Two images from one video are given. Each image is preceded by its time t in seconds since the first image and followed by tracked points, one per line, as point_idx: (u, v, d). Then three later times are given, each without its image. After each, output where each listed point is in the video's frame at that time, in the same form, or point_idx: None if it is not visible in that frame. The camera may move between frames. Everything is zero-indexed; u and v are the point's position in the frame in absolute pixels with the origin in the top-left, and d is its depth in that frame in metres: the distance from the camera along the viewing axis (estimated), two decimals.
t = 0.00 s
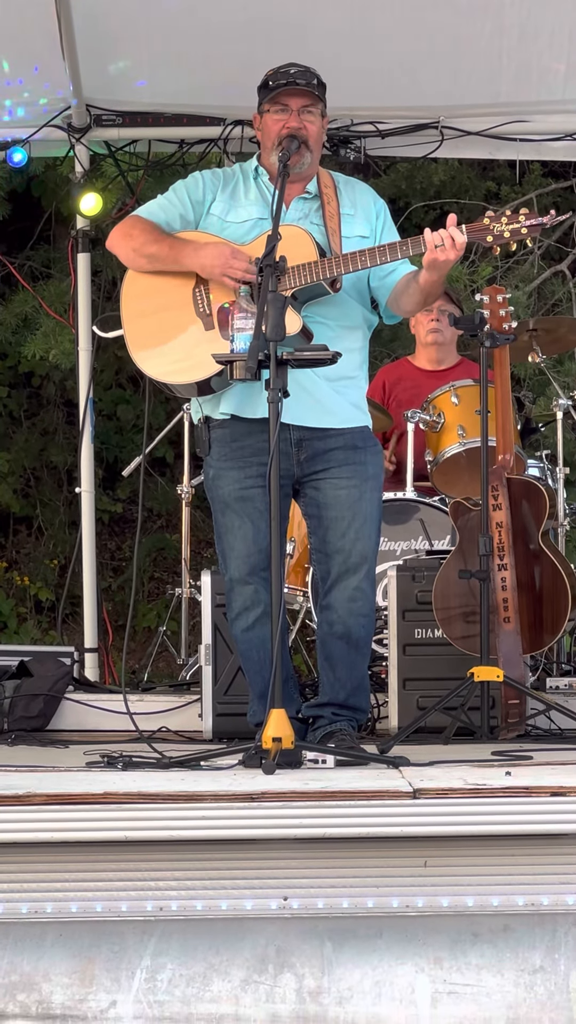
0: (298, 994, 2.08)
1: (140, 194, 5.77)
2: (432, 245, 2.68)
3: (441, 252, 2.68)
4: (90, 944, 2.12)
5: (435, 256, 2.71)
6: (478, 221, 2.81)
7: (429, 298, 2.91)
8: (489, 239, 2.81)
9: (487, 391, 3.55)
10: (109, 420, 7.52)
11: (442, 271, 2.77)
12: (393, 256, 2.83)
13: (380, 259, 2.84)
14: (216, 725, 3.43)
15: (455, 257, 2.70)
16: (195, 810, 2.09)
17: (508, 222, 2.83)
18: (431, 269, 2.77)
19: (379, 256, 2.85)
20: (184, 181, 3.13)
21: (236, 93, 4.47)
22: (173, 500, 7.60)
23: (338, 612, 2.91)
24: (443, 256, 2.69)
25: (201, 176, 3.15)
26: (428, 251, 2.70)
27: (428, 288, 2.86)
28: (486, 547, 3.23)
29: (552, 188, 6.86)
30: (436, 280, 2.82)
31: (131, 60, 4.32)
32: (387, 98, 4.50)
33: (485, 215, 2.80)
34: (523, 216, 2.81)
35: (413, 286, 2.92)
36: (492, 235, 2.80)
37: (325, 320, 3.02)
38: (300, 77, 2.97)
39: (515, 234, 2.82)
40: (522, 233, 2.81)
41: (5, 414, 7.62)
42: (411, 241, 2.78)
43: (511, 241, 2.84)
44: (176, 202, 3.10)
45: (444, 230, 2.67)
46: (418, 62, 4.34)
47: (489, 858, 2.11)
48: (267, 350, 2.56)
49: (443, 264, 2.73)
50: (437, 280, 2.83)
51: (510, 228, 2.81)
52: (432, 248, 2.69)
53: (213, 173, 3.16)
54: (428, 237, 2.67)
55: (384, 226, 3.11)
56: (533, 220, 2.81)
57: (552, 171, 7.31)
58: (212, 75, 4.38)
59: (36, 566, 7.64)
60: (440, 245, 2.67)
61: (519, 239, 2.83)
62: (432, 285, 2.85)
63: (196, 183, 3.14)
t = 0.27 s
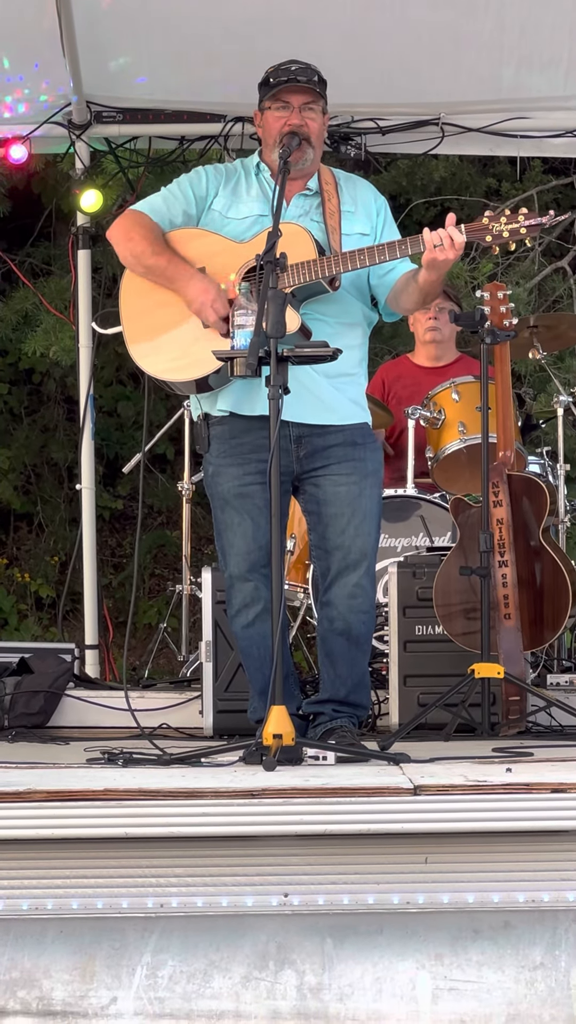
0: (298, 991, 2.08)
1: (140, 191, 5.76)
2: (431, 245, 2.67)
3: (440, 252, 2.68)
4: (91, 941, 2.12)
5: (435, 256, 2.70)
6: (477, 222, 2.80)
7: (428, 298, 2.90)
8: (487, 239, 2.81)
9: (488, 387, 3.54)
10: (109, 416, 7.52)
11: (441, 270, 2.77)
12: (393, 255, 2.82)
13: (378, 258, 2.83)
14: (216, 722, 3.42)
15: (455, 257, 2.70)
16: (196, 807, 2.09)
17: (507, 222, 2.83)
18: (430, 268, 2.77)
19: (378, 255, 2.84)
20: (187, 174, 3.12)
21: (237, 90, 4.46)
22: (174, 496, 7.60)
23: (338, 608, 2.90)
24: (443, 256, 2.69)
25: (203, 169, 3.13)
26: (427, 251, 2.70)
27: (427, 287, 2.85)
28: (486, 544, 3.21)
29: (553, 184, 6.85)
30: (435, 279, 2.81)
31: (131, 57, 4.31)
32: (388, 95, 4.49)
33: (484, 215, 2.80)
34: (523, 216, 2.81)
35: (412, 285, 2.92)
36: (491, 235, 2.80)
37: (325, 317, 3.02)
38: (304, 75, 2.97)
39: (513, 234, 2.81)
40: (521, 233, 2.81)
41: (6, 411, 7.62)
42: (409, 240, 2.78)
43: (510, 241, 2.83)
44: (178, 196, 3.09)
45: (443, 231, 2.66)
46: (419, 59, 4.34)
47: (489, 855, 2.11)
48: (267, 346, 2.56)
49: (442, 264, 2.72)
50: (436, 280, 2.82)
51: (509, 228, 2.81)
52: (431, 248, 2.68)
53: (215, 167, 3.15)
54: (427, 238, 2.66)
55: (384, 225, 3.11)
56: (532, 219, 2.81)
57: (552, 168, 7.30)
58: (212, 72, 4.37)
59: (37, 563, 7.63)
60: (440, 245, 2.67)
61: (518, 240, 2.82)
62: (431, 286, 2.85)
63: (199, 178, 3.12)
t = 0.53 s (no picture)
0: (301, 985, 2.08)
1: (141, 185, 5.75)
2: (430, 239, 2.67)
3: (440, 245, 2.67)
4: (93, 936, 2.12)
5: (435, 249, 2.69)
6: (477, 214, 2.80)
7: (429, 291, 2.89)
8: (488, 231, 2.81)
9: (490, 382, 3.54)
10: (111, 412, 7.51)
11: (441, 264, 2.76)
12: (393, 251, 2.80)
13: (378, 252, 2.81)
14: (219, 717, 3.42)
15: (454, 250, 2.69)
16: (198, 802, 2.08)
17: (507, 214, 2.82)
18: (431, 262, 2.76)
19: (378, 249, 2.81)
20: (183, 173, 3.11)
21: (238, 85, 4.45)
22: (176, 492, 7.60)
23: (340, 603, 2.90)
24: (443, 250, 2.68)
25: (201, 167, 3.12)
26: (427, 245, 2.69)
27: (427, 280, 2.85)
28: (488, 540, 3.21)
29: (555, 179, 6.83)
30: (435, 272, 2.80)
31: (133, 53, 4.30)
32: (389, 90, 4.48)
33: (484, 208, 2.80)
34: (523, 209, 2.79)
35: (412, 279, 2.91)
36: (491, 228, 2.80)
37: (326, 312, 3.01)
38: (307, 69, 2.93)
39: (514, 227, 2.80)
40: (521, 226, 2.80)
41: (8, 407, 7.62)
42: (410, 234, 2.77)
43: (510, 233, 2.82)
44: (176, 194, 3.08)
45: (443, 225, 2.65)
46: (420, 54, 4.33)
47: (492, 850, 2.11)
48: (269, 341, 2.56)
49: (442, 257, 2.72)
50: (437, 274, 2.81)
51: (509, 221, 2.79)
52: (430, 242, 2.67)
53: (212, 164, 3.14)
54: (426, 231, 2.66)
55: (384, 222, 3.10)
56: (532, 212, 2.79)
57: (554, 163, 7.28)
58: (214, 67, 4.36)
59: (39, 559, 7.59)
60: (439, 238, 2.66)
61: (517, 233, 2.81)
62: (432, 278, 2.84)
63: (197, 175, 3.11)
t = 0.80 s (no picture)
0: (303, 981, 2.08)
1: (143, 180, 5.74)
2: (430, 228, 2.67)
3: (440, 234, 2.67)
4: (95, 931, 2.12)
5: (435, 238, 2.69)
6: (477, 200, 2.79)
7: (431, 282, 2.89)
8: (487, 217, 2.80)
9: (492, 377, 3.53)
10: (113, 408, 7.52)
11: (442, 253, 2.76)
12: (394, 240, 2.81)
13: (379, 243, 2.82)
14: (220, 713, 3.42)
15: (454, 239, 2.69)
16: (200, 798, 2.08)
17: (506, 200, 2.81)
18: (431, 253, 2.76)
19: (379, 241, 2.82)
20: (183, 171, 3.11)
21: (239, 82, 4.44)
22: (178, 488, 7.60)
23: (344, 598, 2.90)
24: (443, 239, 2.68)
25: (200, 165, 3.12)
26: (428, 235, 2.69)
27: (428, 271, 2.84)
28: (490, 535, 3.22)
29: (557, 175, 6.83)
30: (436, 263, 2.80)
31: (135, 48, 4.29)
32: (391, 86, 4.47)
33: (484, 194, 2.79)
34: (522, 195, 2.80)
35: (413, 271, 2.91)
36: (491, 213, 2.79)
37: (328, 307, 3.01)
38: (315, 64, 2.93)
39: (513, 211, 2.80)
40: (520, 211, 2.80)
41: (10, 403, 7.61)
42: (410, 222, 2.77)
43: (510, 219, 2.82)
44: (176, 192, 3.08)
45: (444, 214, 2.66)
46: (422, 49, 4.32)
47: (494, 846, 2.11)
48: (272, 336, 2.55)
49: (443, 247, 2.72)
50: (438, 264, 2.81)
51: (509, 207, 2.79)
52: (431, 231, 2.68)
53: (212, 162, 3.14)
54: (427, 220, 2.66)
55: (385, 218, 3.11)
56: (531, 197, 2.79)
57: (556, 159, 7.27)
58: (216, 62, 4.35)
59: (41, 555, 7.57)
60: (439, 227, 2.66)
61: (517, 217, 2.81)
62: (434, 269, 2.84)
63: (196, 174, 3.11)
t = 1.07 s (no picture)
0: (305, 975, 2.08)
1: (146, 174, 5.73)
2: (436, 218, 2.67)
3: (446, 224, 2.68)
4: (98, 925, 2.12)
5: (442, 228, 2.69)
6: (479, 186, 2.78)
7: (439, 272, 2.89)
8: (490, 202, 2.79)
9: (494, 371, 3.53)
10: (116, 402, 7.51)
11: (451, 242, 2.76)
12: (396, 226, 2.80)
13: (383, 229, 2.81)
14: (223, 707, 3.43)
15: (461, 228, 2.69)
16: (203, 793, 2.08)
17: (508, 185, 2.80)
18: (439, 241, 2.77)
19: (382, 226, 2.81)
20: (187, 165, 3.11)
21: (241, 76, 4.44)
22: (180, 482, 7.59)
23: (344, 592, 2.90)
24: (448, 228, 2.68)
25: (203, 160, 3.12)
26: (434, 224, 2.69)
27: (438, 259, 2.85)
28: (492, 529, 3.21)
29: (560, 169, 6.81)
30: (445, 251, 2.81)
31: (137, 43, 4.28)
32: (394, 80, 4.47)
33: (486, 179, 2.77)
34: (524, 179, 2.78)
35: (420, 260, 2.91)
36: (494, 199, 2.78)
37: (330, 301, 3.00)
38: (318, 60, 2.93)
39: (516, 196, 2.80)
40: (523, 195, 2.79)
41: (12, 396, 7.61)
42: (412, 208, 2.76)
43: (512, 204, 2.81)
44: (179, 185, 3.08)
45: (448, 200, 2.67)
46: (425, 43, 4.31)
47: (496, 840, 2.11)
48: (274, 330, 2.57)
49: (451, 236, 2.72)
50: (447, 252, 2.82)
51: (511, 192, 2.78)
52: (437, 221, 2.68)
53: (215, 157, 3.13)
54: (430, 209, 2.66)
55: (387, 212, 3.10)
56: (534, 183, 2.78)
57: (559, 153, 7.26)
58: (218, 56, 4.34)
59: (43, 548, 7.61)
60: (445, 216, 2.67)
61: (519, 202, 2.81)
62: (442, 257, 2.84)
63: (199, 168, 3.11)
